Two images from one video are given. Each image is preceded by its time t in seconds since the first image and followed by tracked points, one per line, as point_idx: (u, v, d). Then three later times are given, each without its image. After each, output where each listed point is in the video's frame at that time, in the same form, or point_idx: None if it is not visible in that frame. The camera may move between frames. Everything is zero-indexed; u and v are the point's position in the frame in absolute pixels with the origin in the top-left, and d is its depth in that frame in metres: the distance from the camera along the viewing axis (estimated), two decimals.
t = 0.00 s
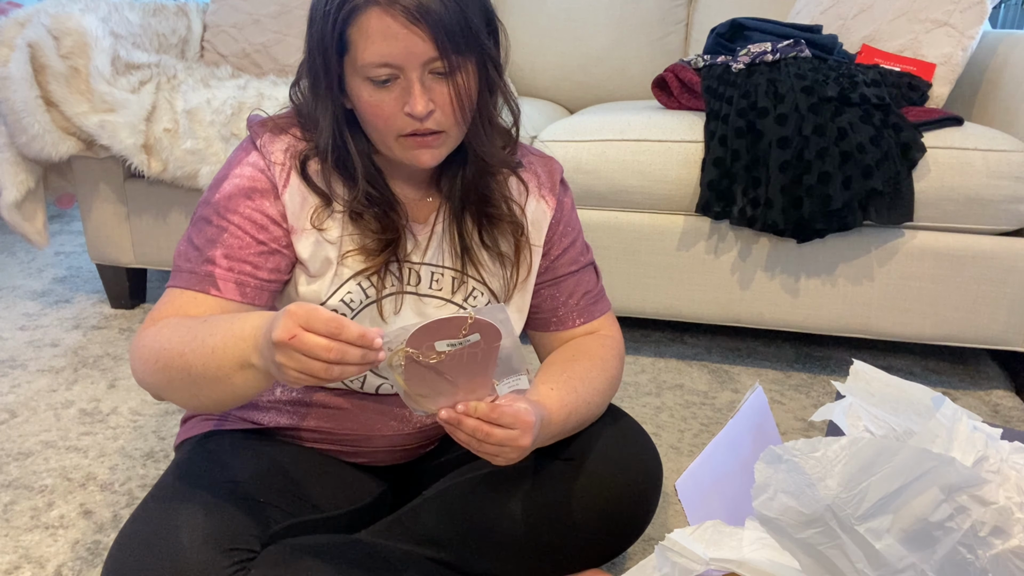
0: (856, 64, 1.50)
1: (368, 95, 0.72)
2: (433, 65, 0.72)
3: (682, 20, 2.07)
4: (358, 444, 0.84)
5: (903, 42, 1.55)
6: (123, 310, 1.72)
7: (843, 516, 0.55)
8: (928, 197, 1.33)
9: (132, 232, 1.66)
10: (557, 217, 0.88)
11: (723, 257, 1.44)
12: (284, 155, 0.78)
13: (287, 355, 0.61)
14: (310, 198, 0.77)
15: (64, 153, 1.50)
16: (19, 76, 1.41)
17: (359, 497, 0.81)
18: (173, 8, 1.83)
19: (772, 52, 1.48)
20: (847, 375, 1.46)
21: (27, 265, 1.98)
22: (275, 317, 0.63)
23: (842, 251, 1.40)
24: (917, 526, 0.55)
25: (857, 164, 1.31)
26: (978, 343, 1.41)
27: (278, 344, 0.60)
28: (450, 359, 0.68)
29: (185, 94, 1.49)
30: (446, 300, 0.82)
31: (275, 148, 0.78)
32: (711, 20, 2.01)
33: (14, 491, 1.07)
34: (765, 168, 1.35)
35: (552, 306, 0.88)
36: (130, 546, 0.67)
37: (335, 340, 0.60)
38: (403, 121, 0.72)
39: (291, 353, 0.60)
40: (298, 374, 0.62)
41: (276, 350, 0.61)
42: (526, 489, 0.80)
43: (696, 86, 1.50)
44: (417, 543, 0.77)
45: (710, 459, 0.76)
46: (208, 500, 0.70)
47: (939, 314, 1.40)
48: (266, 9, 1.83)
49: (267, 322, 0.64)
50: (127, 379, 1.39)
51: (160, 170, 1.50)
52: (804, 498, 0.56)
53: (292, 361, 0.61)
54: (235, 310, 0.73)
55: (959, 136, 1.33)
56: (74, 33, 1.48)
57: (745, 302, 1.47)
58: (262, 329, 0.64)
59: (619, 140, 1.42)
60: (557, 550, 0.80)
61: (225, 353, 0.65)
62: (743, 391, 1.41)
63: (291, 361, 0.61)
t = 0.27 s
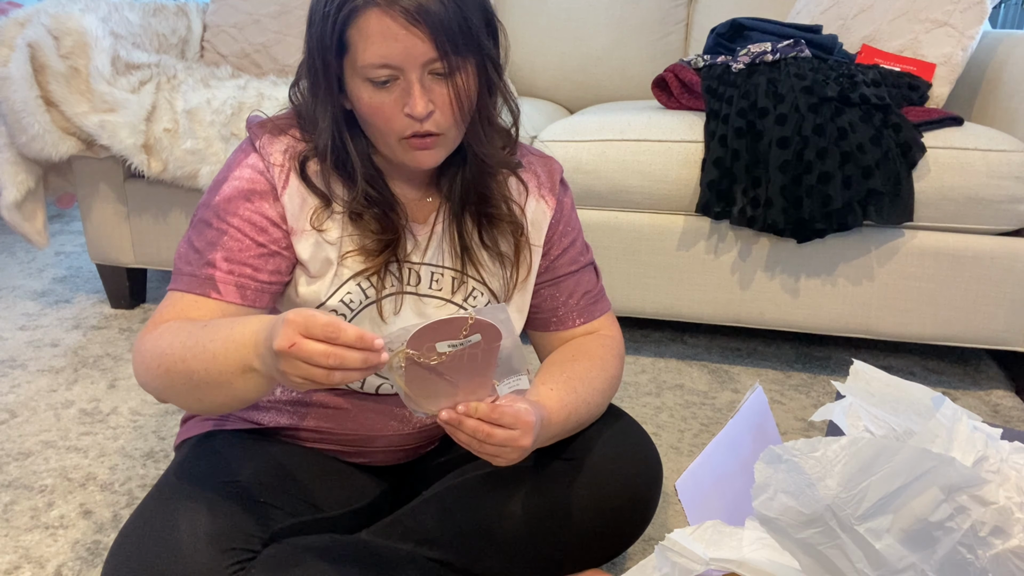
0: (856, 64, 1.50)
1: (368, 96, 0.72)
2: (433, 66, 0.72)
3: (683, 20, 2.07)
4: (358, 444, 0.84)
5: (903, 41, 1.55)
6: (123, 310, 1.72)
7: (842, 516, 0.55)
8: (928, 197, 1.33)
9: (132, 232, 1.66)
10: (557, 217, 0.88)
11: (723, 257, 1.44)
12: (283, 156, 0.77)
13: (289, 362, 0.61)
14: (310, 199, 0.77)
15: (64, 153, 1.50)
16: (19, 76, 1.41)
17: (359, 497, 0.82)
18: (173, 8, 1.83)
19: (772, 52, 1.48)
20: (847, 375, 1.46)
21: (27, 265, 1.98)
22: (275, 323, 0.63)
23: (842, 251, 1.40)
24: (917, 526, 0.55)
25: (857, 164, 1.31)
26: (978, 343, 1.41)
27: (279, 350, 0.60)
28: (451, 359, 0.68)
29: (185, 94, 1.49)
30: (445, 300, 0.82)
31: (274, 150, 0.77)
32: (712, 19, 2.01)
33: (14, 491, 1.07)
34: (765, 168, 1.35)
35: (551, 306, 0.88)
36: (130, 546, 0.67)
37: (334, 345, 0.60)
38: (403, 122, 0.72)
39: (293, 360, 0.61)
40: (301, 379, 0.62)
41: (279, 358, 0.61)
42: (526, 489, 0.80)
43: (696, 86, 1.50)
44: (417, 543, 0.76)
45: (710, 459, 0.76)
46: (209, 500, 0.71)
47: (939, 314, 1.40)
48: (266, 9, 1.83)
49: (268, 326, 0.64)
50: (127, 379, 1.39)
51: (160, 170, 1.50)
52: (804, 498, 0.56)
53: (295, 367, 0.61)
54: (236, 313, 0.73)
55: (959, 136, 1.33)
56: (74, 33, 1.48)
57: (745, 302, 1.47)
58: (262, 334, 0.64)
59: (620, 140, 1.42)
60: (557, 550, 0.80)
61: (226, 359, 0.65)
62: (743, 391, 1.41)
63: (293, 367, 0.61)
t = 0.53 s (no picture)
0: (856, 63, 1.50)
1: (368, 97, 0.72)
2: (432, 67, 0.72)
3: (683, 20, 2.07)
4: (358, 444, 0.84)
5: (903, 41, 1.55)
6: (123, 310, 1.72)
7: (842, 516, 0.56)
8: (928, 197, 1.33)
9: (132, 233, 1.66)
10: (557, 216, 0.88)
11: (723, 257, 1.44)
12: (282, 157, 0.77)
13: (289, 368, 0.61)
14: (310, 200, 0.77)
15: (64, 153, 1.50)
16: (19, 76, 1.41)
17: (360, 496, 0.82)
18: (173, 8, 1.83)
19: (772, 52, 1.48)
20: (847, 375, 1.46)
21: (27, 265, 1.98)
22: (275, 328, 0.63)
23: (841, 251, 1.40)
24: (917, 526, 0.55)
25: (857, 163, 1.31)
26: (978, 343, 1.41)
27: (279, 356, 0.61)
28: (451, 354, 0.68)
29: (185, 94, 1.49)
30: (445, 300, 0.82)
31: (274, 151, 0.77)
32: (712, 19, 2.01)
33: (14, 491, 1.07)
34: (765, 168, 1.35)
35: (552, 306, 0.88)
36: (129, 546, 0.67)
37: (333, 351, 0.61)
38: (403, 123, 0.72)
39: (292, 365, 0.61)
40: (301, 384, 0.62)
41: (279, 363, 0.62)
42: (526, 489, 0.80)
43: (696, 86, 1.50)
44: (417, 543, 0.76)
45: (710, 458, 0.76)
46: (210, 501, 0.71)
47: (939, 314, 1.40)
48: (266, 9, 1.83)
49: (266, 330, 0.64)
50: (127, 379, 1.39)
51: (160, 170, 1.50)
52: (804, 498, 0.56)
53: (295, 372, 0.62)
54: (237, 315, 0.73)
55: (959, 136, 1.33)
56: (74, 33, 1.48)
57: (745, 302, 1.47)
58: (261, 338, 0.64)
59: (620, 140, 1.42)
60: (556, 550, 0.80)
61: (226, 362, 0.65)
62: (743, 391, 1.41)
63: (293, 372, 0.62)
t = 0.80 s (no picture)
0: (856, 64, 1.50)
1: (367, 97, 0.72)
2: (432, 68, 0.72)
3: (682, 20, 2.07)
4: (358, 444, 0.84)
5: (903, 41, 1.55)
6: (123, 310, 1.72)
7: (843, 516, 0.55)
8: (928, 197, 1.33)
9: (132, 233, 1.66)
10: (557, 217, 0.88)
11: (723, 257, 1.44)
12: (282, 158, 0.77)
13: (293, 370, 0.61)
14: (309, 200, 0.77)
15: (65, 153, 1.50)
16: (19, 76, 1.41)
17: (360, 496, 0.82)
18: (173, 8, 1.83)
19: (772, 52, 1.48)
20: (847, 375, 1.46)
21: (27, 265, 1.99)
22: (278, 329, 0.63)
23: (841, 251, 1.40)
24: (917, 526, 0.55)
25: (857, 164, 1.31)
26: (978, 343, 1.41)
27: (282, 358, 0.61)
28: (451, 355, 0.68)
29: (185, 94, 1.49)
30: (445, 300, 0.82)
31: (273, 151, 0.77)
32: (712, 19, 2.01)
33: (14, 491, 1.07)
34: (765, 168, 1.35)
35: (551, 306, 0.88)
36: (130, 547, 0.67)
37: (336, 352, 0.61)
38: (402, 123, 0.72)
39: (296, 366, 0.61)
40: (303, 385, 0.62)
41: (283, 364, 0.62)
42: (526, 489, 0.80)
43: (696, 86, 1.50)
44: (415, 543, 0.76)
45: (710, 459, 0.76)
46: (210, 500, 0.71)
47: (939, 314, 1.40)
48: (266, 9, 1.83)
49: (268, 330, 0.64)
50: (127, 379, 1.39)
51: (160, 170, 1.50)
52: (804, 498, 0.56)
53: (298, 373, 0.61)
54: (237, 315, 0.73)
55: (959, 136, 1.33)
56: (74, 33, 1.48)
57: (745, 302, 1.47)
58: (264, 339, 0.64)
59: (620, 140, 1.42)
60: (556, 550, 0.80)
61: (229, 363, 0.65)
62: (743, 391, 1.41)
63: (296, 374, 0.62)
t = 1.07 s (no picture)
0: (856, 64, 1.50)
1: (367, 99, 0.72)
2: (432, 68, 0.72)
3: (682, 20, 2.07)
4: (358, 444, 0.84)
5: (903, 42, 1.55)
6: (123, 310, 1.72)
7: (842, 516, 0.55)
8: (928, 197, 1.33)
9: (132, 233, 1.66)
10: (557, 217, 0.88)
11: (723, 257, 1.44)
12: (282, 158, 0.77)
13: (295, 376, 0.61)
14: (309, 201, 0.77)
15: (64, 153, 1.50)
16: (19, 76, 1.41)
17: (358, 497, 0.81)
18: (173, 8, 1.83)
19: (772, 52, 1.48)
20: (846, 375, 1.46)
21: (27, 265, 1.99)
22: (278, 334, 0.63)
23: (841, 251, 1.40)
24: (917, 526, 0.55)
25: (857, 164, 1.31)
26: (978, 343, 1.41)
27: (283, 363, 0.61)
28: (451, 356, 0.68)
29: (185, 94, 1.49)
30: (445, 300, 0.82)
31: (273, 152, 0.77)
32: (712, 19, 2.01)
33: (14, 491, 1.07)
34: (765, 168, 1.35)
35: (552, 306, 0.88)
36: (130, 547, 0.67)
37: (338, 356, 0.61)
38: (403, 124, 0.72)
39: (297, 370, 0.61)
40: (304, 390, 0.63)
41: (284, 369, 0.62)
42: (524, 491, 0.80)
43: (696, 86, 1.50)
44: (416, 544, 0.77)
45: (710, 459, 0.76)
46: (211, 500, 0.71)
47: (939, 314, 1.40)
48: (266, 9, 1.83)
49: (268, 334, 0.64)
50: (127, 379, 1.39)
51: (160, 170, 1.50)
52: (804, 498, 0.56)
53: (299, 378, 0.62)
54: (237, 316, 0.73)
55: (959, 136, 1.33)
56: (74, 33, 1.48)
57: (745, 302, 1.47)
58: (264, 343, 0.64)
59: (620, 140, 1.42)
60: (556, 550, 0.80)
61: (229, 367, 0.65)
62: (743, 391, 1.41)
63: (297, 379, 0.62)
